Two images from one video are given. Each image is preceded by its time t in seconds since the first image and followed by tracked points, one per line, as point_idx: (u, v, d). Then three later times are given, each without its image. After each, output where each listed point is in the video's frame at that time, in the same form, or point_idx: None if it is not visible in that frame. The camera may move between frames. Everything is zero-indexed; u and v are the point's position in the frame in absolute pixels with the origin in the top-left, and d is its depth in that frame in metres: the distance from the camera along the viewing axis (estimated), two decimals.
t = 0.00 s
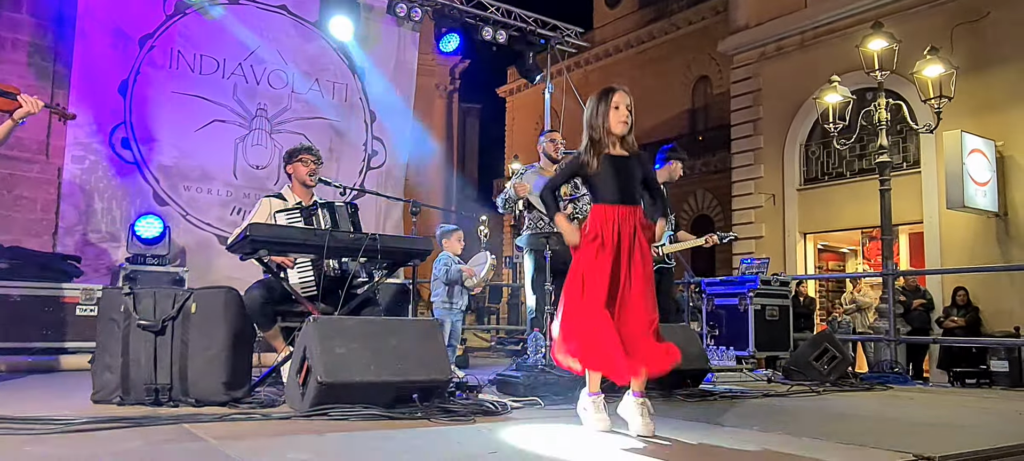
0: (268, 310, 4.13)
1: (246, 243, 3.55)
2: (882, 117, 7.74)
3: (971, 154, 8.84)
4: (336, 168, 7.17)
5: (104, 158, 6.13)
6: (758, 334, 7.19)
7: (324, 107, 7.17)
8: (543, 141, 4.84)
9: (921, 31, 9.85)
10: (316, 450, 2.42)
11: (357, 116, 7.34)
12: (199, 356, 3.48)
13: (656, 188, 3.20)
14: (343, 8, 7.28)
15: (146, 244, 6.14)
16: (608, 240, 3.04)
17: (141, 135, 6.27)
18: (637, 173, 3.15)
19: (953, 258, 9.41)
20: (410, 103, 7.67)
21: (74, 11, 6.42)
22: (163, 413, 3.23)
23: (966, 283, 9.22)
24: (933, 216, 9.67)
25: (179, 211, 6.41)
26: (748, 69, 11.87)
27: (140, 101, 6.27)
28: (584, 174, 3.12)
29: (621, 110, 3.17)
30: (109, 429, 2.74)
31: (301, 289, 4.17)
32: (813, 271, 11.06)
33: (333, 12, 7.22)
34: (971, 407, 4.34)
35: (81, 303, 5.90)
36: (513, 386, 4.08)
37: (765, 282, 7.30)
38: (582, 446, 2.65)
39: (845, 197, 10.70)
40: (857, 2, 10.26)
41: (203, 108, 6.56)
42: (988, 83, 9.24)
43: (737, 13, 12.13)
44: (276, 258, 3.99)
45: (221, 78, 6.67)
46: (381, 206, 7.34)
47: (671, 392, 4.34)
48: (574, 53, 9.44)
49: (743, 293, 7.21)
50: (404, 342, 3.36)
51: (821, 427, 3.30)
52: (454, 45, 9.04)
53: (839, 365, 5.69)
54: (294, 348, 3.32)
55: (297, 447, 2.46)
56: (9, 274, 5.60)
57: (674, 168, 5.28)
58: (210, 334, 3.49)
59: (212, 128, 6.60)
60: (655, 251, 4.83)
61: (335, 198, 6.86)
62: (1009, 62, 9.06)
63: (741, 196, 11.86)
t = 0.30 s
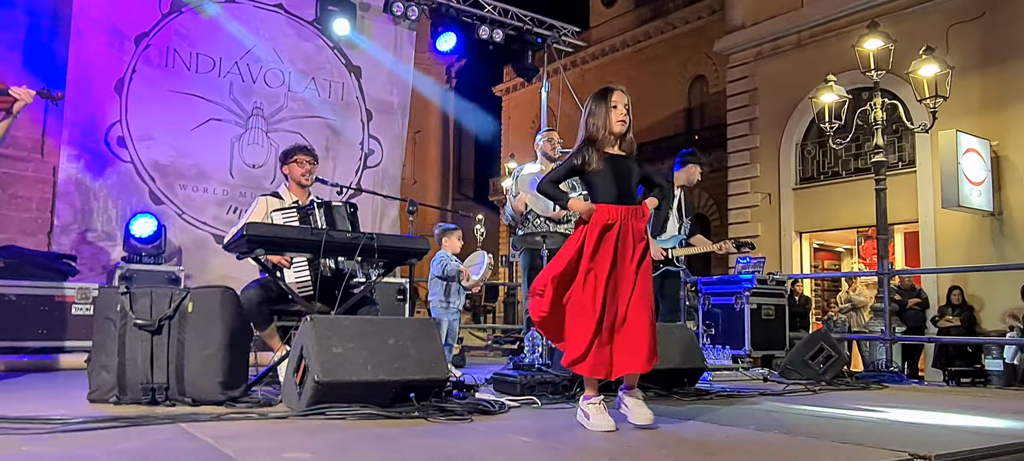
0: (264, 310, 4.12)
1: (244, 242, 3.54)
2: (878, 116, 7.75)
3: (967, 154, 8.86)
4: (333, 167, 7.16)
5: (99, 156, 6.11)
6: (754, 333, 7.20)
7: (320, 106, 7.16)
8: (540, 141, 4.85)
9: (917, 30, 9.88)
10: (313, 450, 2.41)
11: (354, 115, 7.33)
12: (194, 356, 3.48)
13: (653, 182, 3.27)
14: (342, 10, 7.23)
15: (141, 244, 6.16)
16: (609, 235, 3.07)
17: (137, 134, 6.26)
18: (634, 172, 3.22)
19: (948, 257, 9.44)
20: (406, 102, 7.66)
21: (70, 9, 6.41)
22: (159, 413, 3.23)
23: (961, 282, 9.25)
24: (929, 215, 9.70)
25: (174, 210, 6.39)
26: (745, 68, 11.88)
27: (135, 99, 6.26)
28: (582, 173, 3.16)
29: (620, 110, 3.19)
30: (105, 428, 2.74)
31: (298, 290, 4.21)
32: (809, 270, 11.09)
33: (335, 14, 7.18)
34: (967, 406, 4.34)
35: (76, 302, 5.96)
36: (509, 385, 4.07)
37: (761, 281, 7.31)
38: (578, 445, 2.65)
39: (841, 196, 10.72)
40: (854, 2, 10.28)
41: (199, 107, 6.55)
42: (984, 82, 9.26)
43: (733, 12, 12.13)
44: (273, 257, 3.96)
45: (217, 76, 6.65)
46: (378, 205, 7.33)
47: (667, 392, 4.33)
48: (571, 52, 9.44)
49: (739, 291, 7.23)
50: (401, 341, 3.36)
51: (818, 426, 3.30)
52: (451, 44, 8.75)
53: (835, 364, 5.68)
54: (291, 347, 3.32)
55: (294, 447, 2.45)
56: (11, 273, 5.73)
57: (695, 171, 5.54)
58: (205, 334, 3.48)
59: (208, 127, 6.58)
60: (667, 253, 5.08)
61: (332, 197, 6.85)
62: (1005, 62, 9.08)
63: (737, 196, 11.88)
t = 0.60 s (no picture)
0: (259, 310, 4.10)
1: (238, 242, 3.53)
2: (873, 117, 7.77)
3: (960, 154, 8.89)
4: (328, 167, 7.15)
5: (93, 156, 6.09)
6: (749, 332, 7.22)
7: (315, 105, 7.15)
8: (535, 141, 4.85)
9: (911, 31, 9.91)
10: (308, 450, 2.41)
11: (349, 115, 7.33)
12: (189, 356, 3.47)
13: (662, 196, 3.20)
14: (340, 10, 7.25)
15: (136, 244, 6.15)
16: (614, 245, 3.09)
17: (131, 133, 6.23)
18: (639, 187, 3.19)
19: (942, 257, 9.48)
20: (401, 102, 7.65)
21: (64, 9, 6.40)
22: (154, 413, 3.22)
23: (955, 282, 9.28)
24: (923, 215, 9.73)
25: (169, 210, 6.37)
26: (740, 68, 11.90)
27: (130, 98, 6.23)
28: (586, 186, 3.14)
29: (626, 122, 3.15)
30: (99, 429, 2.73)
31: (293, 289, 4.18)
32: (804, 270, 11.12)
33: (334, 15, 7.20)
34: (961, 406, 4.35)
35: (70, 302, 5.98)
36: (504, 385, 4.08)
37: (755, 280, 7.32)
38: (574, 446, 2.65)
39: (835, 197, 10.74)
40: (849, 2, 10.31)
41: (194, 106, 6.52)
42: (977, 83, 9.31)
43: (728, 12, 12.15)
44: (268, 257, 3.99)
45: (212, 75, 6.62)
46: (373, 204, 7.33)
47: (662, 391, 4.34)
48: (566, 52, 9.44)
49: (734, 291, 7.24)
50: (397, 341, 3.36)
51: (812, 426, 3.31)
52: (446, 43, 8.79)
53: (829, 365, 5.70)
54: (286, 348, 3.31)
55: (289, 447, 2.45)
56: (4, 274, 5.74)
57: (697, 175, 5.60)
58: (200, 334, 3.48)
59: (203, 126, 6.55)
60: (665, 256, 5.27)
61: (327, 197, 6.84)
62: (998, 62, 9.12)
63: (732, 196, 11.90)
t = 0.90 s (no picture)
0: (255, 309, 4.11)
1: (234, 241, 3.52)
2: (868, 117, 7.79)
3: (955, 154, 8.92)
4: (324, 166, 7.14)
5: (88, 155, 6.08)
6: (745, 332, 7.24)
7: (311, 104, 7.14)
8: (531, 140, 4.85)
9: (906, 31, 9.94)
10: (304, 449, 2.41)
11: (345, 114, 7.32)
12: (184, 356, 3.47)
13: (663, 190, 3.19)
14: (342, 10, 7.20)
15: (131, 243, 6.02)
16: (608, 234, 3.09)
17: (126, 132, 6.22)
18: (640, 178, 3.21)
19: (937, 256, 9.51)
20: (397, 102, 7.65)
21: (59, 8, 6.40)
22: (149, 413, 3.21)
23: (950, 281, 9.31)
24: (918, 215, 9.76)
25: (164, 209, 6.36)
26: (736, 68, 11.92)
27: (125, 97, 6.22)
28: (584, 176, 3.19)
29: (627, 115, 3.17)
30: (93, 428, 2.72)
31: (288, 287, 4.15)
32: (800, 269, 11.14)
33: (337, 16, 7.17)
34: (956, 405, 4.36)
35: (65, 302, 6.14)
36: (500, 385, 4.08)
37: (750, 280, 7.33)
38: (568, 444, 2.65)
39: (831, 196, 10.76)
40: (845, 2, 10.32)
41: (190, 105, 6.51)
42: (973, 83, 9.33)
43: (725, 12, 12.17)
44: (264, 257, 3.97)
45: (207, 74, 6.62)
46: (369, 204, 7.33)
47: (658, 391, 4.34)
48: (563, 51, 9.44)
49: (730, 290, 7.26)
50: (392, 340, 3.36)
51: (808, 425, 3.31)
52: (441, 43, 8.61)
53: (825, 363, 5.72)
54: (282, 347, 3.31)
55: (283, 447, 2.45)
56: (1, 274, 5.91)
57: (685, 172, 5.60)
58: (195, 334, 3.47)
59: (199, 125, 6.54)
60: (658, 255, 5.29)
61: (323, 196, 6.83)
62: (993, 62, 9.14)
63: (728, 195, 11.92)
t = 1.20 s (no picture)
0: (251, 310, 4.11)
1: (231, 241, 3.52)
2: (865, 117, 7.80)
3: (952, 154, 8.94)
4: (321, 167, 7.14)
5: (85, 155, 6.07)
6: (742, 332, 7.25)
7: (308, 105, 7.13)
8: (527, 140, 4.85)
9: (903, 32, 9.95)
10: (299, 449, 2.40)
11: (342, 115, 7.31)
12: (180, 355, 3.47)
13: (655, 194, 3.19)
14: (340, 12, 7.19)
15: (128, 243, 6.05)
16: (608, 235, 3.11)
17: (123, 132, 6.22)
18: (634, 188, 3.20)
19: (933, 256, 9.52)
20: (394, 102, 7.65)
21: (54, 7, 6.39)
22: (145, 413, 3.21)
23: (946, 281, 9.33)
24: (914, 214, 9.77)
25: (161, 209, 6.35)
26: (733, 68, 11.93)
27: (121, 97, 6.22)
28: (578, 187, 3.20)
29: (621, 128, 3.19)
30: (90, 429, 2.72)
31: (285, 288, 4.18)
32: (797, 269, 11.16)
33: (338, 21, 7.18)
34: (952, 404, 4.37)
35: (61, 301, 5.89)
36: (496, 385, 4.08)
37: (747, 280, 7.32)
38: (565, 444, 2.65)
39: (828, 196, 10.77)
40: (842, 2, 10.33)
41: (187, 105, 6.51)
42: (969, 83, 9.35)
43: (722, 12, 12.18)
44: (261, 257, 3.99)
45: (204, 74, 6.61)
46: (366, 204, 7.33)
47: (654, 390, 4.34)
48: (560, 51, 9.43)
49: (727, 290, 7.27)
50: (389, 340, 3.36)
51: (804, 424, 3.32)
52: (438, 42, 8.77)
53: (822, 363, 5.74)
54: (278, 347, 3.31)
55: (280, 447, 2.44)
56: None
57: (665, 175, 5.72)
58: (190, 334, 3.47)
59: (196, 125, 6.54)
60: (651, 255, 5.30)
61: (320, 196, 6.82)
62: (990, 63, 9.16)
63: (726, 196, 11.93)
